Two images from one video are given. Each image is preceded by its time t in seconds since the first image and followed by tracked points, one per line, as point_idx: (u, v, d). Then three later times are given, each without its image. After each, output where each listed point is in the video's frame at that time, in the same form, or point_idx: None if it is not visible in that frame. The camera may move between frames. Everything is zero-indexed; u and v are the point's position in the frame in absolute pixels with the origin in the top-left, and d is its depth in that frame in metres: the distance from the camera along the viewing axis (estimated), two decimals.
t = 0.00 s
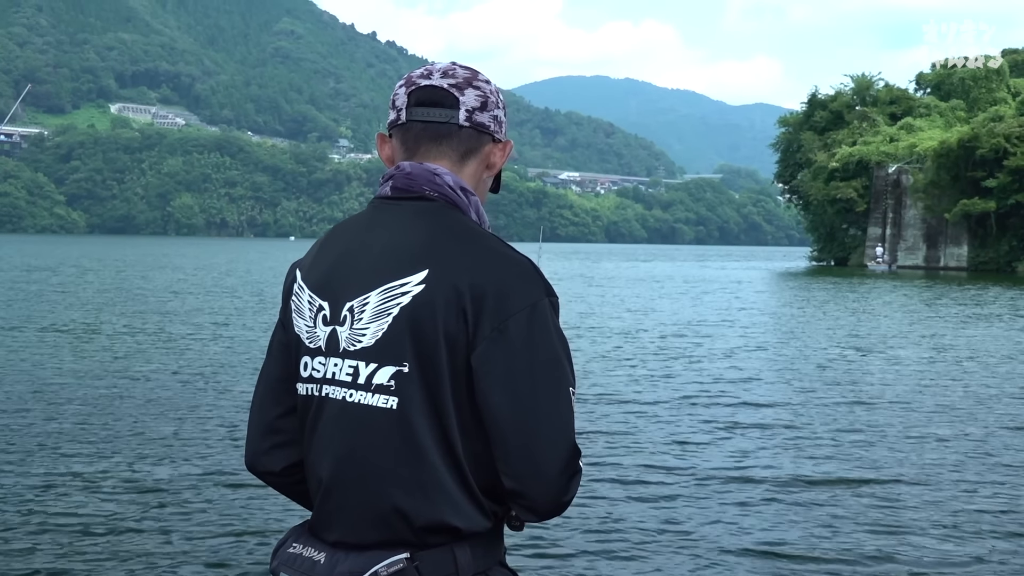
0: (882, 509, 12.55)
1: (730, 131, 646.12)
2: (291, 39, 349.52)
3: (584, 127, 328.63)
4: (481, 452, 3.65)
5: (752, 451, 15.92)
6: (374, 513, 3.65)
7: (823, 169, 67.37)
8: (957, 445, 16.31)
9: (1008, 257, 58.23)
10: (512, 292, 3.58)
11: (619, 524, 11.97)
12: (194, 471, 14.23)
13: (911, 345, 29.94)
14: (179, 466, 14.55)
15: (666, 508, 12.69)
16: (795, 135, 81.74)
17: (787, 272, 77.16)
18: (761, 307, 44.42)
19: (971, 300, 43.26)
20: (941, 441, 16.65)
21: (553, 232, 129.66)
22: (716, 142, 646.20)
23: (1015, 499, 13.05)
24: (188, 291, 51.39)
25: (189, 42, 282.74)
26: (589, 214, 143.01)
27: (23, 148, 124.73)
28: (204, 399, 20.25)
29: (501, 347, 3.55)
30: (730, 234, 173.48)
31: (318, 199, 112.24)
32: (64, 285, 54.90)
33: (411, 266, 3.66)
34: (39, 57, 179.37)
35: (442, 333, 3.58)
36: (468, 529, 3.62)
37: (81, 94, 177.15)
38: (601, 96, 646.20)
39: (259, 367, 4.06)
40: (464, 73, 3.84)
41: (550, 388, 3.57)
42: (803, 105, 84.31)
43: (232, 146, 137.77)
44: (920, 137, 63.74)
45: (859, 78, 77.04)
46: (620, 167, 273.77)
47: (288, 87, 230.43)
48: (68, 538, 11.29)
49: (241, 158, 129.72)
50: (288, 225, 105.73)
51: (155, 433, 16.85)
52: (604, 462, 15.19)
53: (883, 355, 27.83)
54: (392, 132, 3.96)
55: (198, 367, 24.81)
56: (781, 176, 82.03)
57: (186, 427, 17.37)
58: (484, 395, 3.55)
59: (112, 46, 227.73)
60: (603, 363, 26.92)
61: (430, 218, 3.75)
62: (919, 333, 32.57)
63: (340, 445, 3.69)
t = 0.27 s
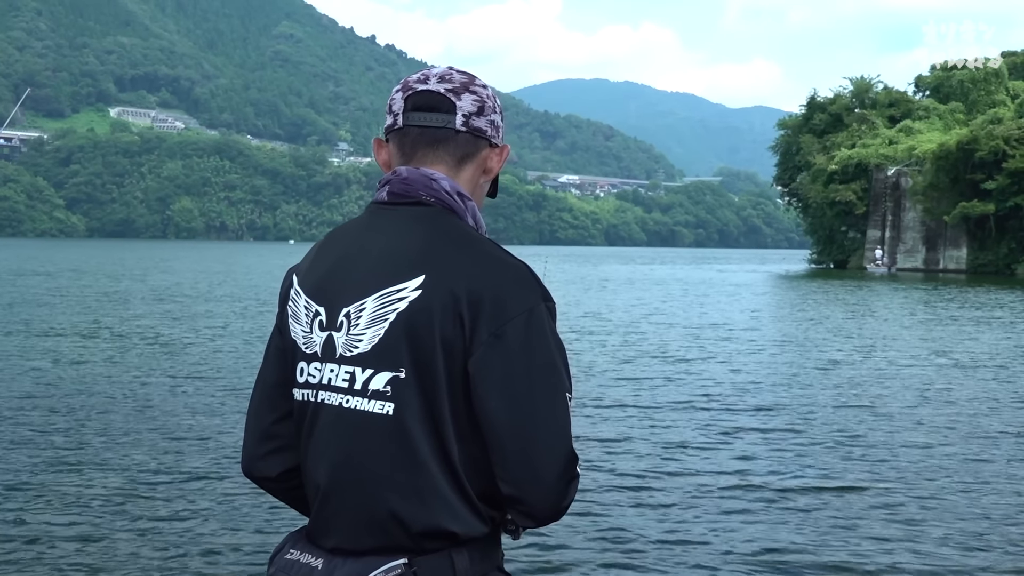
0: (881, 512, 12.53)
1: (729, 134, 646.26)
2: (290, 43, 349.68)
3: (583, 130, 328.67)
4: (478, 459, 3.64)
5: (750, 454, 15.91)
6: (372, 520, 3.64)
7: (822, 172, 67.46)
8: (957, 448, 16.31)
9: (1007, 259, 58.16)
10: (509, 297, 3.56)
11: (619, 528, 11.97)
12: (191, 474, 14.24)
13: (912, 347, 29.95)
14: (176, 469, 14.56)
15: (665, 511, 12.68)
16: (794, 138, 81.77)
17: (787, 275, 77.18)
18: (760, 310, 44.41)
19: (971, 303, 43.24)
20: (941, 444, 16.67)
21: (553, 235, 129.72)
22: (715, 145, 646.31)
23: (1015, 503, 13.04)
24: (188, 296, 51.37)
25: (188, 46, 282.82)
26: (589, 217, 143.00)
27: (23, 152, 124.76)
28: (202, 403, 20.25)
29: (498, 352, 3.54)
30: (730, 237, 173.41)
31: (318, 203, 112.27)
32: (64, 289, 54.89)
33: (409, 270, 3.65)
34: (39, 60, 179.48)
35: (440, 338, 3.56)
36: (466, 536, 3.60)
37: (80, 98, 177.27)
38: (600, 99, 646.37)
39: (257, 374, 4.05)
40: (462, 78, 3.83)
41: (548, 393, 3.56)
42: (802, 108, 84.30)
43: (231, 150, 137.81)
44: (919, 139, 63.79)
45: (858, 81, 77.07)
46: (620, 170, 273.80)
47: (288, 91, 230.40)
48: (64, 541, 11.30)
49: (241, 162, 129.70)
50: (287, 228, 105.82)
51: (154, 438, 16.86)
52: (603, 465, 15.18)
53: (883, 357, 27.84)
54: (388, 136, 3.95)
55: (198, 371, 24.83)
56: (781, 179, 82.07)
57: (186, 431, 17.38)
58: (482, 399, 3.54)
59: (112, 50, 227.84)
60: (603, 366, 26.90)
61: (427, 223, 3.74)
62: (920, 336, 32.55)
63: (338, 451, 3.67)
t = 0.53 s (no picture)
0: (876, 513, 12.54)
1: (728, 136, 646.34)
2: (289, 44, 349.74)
3: (582, 132, 328.75)
4: (470, 458, 3.64)
5: (746, 456, 15.92)
6: (365, 521, 3.61)
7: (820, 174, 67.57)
8: (953, 451, 16.32)
9: (1005, 262, 58.14)
10: (501, 297, 3.56)
11: (615, 529, 11.96)
12: (185, 475, 14.22)
13: (910, 350, 29.95)
14: (170, 470, 14.54)
15: (662, 512, 12.66)
16: (792, 140, 81.89)
17: (784, 277, 77.24)
18: (758, 312, 44.37)
19: (970, 306, 43.22)
20: (938, 446, 16.66)
21: (551, 237, 129.72)
22: (714, 147, 646.41)
23: (1011, 504, 13.05)
24: (186, 296, 51.32)
25: (187, 47, 282.76)
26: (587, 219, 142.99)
27: (21, 152, 124.70)
28: (197, 403, 20.26)
29: (490, 353, 3.53)
30: (728, 239, 173.40)
31: (316, 204, 112.22)
32: (60, 289, 54.89)
33: (401, 271, 3.63)
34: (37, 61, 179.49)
35: (432, 337, 3.55)
36: (458, 536, 3.59)
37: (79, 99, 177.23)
38: (598, 101, 646.41)
39: (248, 375, 4.03)
40: (454, 79, 3.82)
41: (540, 395, 3.54)
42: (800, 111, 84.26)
43: (230, 151, 137.76)
44: (917, 142, 63.79)
45: (856, 83, 77.06)
46: (618, 172, 273.78)
47: (287, 92, 230.43)
48: (58, 542, 11.28)
49: (239, 163, 129.63)
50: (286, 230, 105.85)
51: (150, 438, 16.85)
52: (599, 466, 15.19)
53: (881, 360, 27.84)
54: (380, 138, 3.94)
55: (195, 371, 24.82)
56: (778, 181, 82.13)
57: (183, 431, 17.36)
58: (474, 399, 3.53)
59: (111, 50, 227.88)
60: (601, 368, 26.88)
61: (419, 223, 3.72)
62: (919, 338, 32.58)
63: (330, 450, 3.66)
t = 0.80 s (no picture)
0: (870, 515, 12.52)
1: (725, 137, 646.67)
2: (286, 45, 349.98)
3: (580, 133, 328.90)
4: (456, 457, 3.59)
5: (741, 457, 15.89)
6: (350, 520, 3.58)
7: (817, 176, 67.58)
8: (950, 452, 16.30)
9: (1002, 264, 58.17)
10: (486, 296, 3.52)
11: (611, 530, 11.92)
12: (178, 475, 14.19)
13: (907, 351, 29.94)
14: (164, 470, 14.50)
15: (657, 514, 12.62)
16: (789, 142, 81.90)
17: (780, 278, 77.25)
18: (755, 313, 44.40)
19: (967, 307, 43.24)
20: (934, 448, 16.64)
21: (549, 237, 129.73)
22: (712, 148, 646.66)
23: (1006, 506, 13.02)
24: (183, 297, 51.34)
25: (185, 47, 282.83)
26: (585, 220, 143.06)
27: (18, 153, 124.72)
28: (191, 403, 20.23)
29: (477, 352, 3.49)
30: (726, 240, 173.49)
31: (314, 205, 112.37)
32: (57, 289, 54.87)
33: (386, 270, 3.59)
34: (35, 61, 179.48)
35: (417, 338, 3.52)
36: (443, 537, 3.55)
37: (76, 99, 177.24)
38: (596, 102, 646.55)
39: (233, 376, 3.99)
40: (440, 78, 3.78)
41: (526, 393, 3.51)
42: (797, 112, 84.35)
43: (227, 152, 137.76)
44: (914, 143, 63.84)
45: (853, 84, 77.14)
46: (616, 173, 273.88)
47: (284, 93, 230.59)
48: (48, 542, 11.22)
49: (236, 164, 129.64)
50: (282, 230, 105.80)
51: (145, 438, 16.83)
52: (593, 467, 15.16)
53: (877, 361, 27.82)
54: (367, 136, 3.90)
55: (192, 372, 24.83)
56: (775, 183, 82.13)
57: (178, 431, 17.35)
58: (460, 399, 3.49)
59: (108, 50, 227.85)
60: (596, 369, 26.82)
61: (405, 222, 3.69)
62: (915, 340, 32.56)
63: (315, 450, 3.62)
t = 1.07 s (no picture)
0: (866, 515, 12.50)
1: (724, 138, 646.92)
2: (285, 46, 350.00)
3: (579, 134, 328.90)
4: (448, 458, 3.56)
5: (739, 457, 15.85)
6: (340, 522, 3.55)
7: (816, 176, 67.53)
8: (949, 452, 16.27)
9: (1001, 263, 58.14)
10: (477, 296, 3.50)
11: (607, 530, 11.89)
12: (175, 475, 14.18)
13: (905, 351, 29.90)
14: (162, 471, 14.47)
15: (653, 514, 12.60)
16: (788, 142, 81.88)
17: (780, 279, 77.25)
18: (753, 313, 44.39)
19: (966, 307, 43.16)
20: (932, 448, 16.65)
21: (548, 238, 129.68)
22: (710, 148, 646.89)
23: (1008, 505, 13.02)
24: (180, 297, 51.28)
25: (183, 48, 282.74)
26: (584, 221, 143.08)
27: (17, 154, 124.65)
28: (188, 403, 20.20)
29: (468, 352, 3.47)
30: (725, 240, 173.46)
31: (313, 205, 112.23)
32: (56, 290, 54.86)
33: (376, 271, 3.58)
34: (34, 62, 179.44)
35: (407, 339, 3.49)
36: (435, 537, 3.52)
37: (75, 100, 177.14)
38: (595, 102, 646.45)
39: (225, 378, 3.95)
40: (432, 78, 3.76)
41: (517, 396, 3.48)
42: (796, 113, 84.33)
43: (226, 152, 137.70)
44: (912, 143, 63.80)
45: (851, 84, 77.13)
46: (615, 174, 273.77)
47: (283, 93, 230.56)
48: (41, 543, 11.17)
49: (235, 165, 129.63)
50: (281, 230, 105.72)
51: (142, 438, 16.81)
52: (591, 468, 15.13)
53: (874, 361, 27.81)
54: (357, 135, 3.87)
55: (190, 372, 24.79)
56: (774, 183, 82.11)
57: (176, 431, 17.32)
58: (450, 401, 3.47)
59: (107, 51, 227.89)
60: (595, 369, 26.76)
61: (397, 221, 3.66)
62: (914, 340, 32.50)
63: (305, 451, 3.59)
